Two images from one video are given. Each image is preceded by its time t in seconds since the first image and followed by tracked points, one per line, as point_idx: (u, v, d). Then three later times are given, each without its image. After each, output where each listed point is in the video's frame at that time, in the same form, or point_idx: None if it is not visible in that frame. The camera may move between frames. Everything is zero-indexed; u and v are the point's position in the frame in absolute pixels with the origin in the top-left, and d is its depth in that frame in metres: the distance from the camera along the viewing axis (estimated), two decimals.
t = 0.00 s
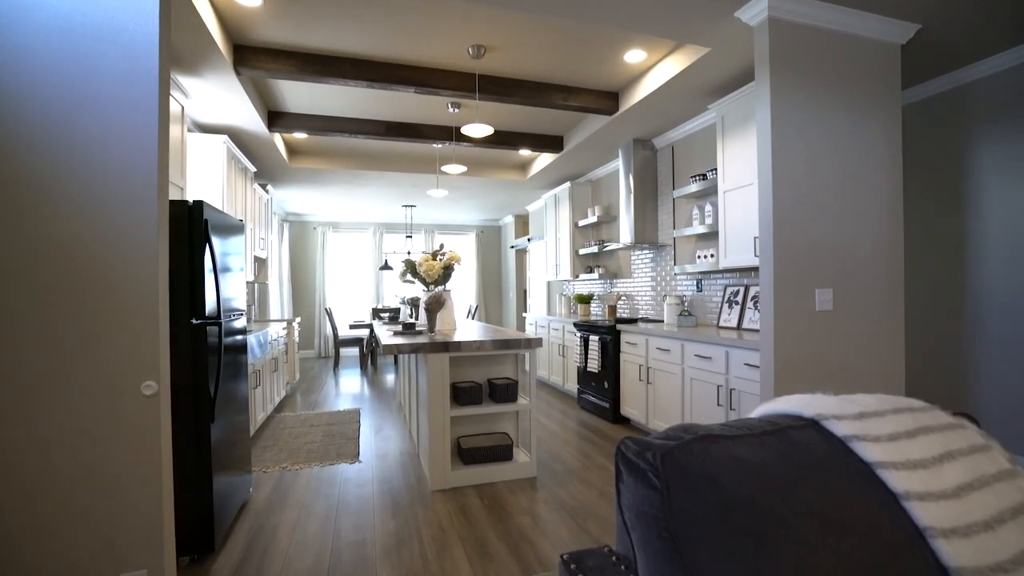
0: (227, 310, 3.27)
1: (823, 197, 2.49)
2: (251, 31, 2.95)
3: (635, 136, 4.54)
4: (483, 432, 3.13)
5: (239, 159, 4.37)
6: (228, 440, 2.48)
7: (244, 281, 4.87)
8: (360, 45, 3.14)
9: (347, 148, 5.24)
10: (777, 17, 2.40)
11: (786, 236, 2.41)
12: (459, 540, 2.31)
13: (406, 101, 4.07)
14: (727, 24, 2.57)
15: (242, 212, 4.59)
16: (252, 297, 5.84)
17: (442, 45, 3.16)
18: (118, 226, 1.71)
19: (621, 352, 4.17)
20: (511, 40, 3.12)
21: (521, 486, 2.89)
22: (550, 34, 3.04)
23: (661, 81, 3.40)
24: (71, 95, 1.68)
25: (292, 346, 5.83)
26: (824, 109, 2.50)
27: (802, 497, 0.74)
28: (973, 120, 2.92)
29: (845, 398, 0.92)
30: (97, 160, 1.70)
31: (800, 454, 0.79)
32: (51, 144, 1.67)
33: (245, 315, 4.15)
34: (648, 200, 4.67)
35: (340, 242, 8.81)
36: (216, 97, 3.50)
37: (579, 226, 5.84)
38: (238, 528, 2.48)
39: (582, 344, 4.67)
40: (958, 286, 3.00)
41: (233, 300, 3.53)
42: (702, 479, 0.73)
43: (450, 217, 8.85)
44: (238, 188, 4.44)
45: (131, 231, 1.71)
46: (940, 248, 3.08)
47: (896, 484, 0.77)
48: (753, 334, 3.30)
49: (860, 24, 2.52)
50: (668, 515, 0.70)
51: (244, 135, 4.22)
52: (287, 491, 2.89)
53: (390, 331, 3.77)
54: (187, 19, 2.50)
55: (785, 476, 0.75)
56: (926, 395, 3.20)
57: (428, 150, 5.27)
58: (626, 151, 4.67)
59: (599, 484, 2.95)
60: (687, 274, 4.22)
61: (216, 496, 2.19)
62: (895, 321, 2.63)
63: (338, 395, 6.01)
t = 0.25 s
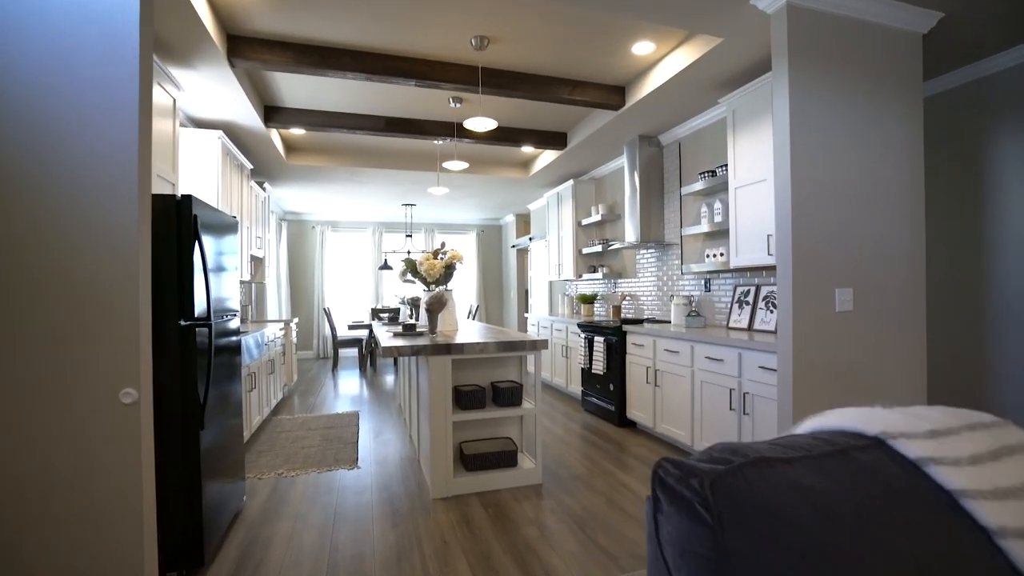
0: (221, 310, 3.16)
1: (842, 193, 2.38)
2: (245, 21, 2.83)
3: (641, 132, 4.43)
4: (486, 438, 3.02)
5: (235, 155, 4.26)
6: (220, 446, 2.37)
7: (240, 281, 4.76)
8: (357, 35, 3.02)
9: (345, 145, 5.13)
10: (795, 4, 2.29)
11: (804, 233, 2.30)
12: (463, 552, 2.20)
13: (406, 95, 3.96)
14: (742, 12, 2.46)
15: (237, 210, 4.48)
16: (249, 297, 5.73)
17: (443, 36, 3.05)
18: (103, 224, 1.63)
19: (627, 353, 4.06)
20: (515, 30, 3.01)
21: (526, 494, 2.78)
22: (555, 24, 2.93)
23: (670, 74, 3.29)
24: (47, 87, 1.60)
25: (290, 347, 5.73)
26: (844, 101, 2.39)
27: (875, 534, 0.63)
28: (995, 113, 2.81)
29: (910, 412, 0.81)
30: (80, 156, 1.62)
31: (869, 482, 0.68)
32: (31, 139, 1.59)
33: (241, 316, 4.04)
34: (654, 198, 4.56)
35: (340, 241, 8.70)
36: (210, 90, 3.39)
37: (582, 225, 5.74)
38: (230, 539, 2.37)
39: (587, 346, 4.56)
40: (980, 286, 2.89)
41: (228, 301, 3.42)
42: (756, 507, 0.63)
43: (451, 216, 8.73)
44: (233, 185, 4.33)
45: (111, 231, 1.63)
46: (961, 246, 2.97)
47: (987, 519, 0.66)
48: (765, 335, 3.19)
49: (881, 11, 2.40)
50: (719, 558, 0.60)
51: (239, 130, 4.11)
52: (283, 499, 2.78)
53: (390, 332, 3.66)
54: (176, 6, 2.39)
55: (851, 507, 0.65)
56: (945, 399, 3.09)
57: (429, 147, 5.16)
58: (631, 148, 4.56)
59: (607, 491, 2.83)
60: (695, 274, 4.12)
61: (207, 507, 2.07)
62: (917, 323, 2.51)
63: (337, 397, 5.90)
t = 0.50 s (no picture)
0: (215, 311, 3.04)
1: (866, 188, 2.26)
2: (239, 9, 2.71)
3: (648, 128, 4.32)
4: (490, 444, 2.91)
5: (230, 151, 4.14)
6: (212, 455, 2.25)
7: (236, 281, 4.64)
8: (356, 25, 2.91)
9: (344, 141, 5.01)
10: None
11: (826, 231, 2.19)
12: (467, 567, 2.09)
13: (407, 89, 3.85)
14: None
15: (233, 208, 4.36)
16: (245, 297, 5.61)
17: (445, 26, 2.93)
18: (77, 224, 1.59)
19: (634, 355, 3.95)
20: (520, 20, 2.89)
21: (532, 503, 2.66)
22: (562, 13, 2.81)
23: (680, 66, 3.18)
24: (27, 82, 1.57)
25: (288, 348, 5.61)
26: (868, 92, 2.27)
27: None
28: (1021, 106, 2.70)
29: (1005, 434, 0.70)
30: (64, 153, 1.59)
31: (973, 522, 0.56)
32: (13, 135, 1.56)
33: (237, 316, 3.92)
34: (661, 195, 4.44)
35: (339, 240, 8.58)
36: (203, 83, 3.28)
37: (586, 223, 5.62)
38: (222, 552, 2.25)
39: (592, 348, 4.44)
40: (1005, 286, 2.77)
41: (223, 301, 3.30)
42: (846, 555, 0.52)
43: (452, 215, 8.62)
44: (228, 182, 4.21)
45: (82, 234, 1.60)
46: (985, 244, 2.86)
47: None
48: (780, 337, 3.08)
49: None
50: None
51: (235, 125, 4.00)
52: (278, 508, 2.66)
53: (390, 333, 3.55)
54: None
55: (960, 549, 0.54)
56: (968, 404, 2.97)
57: (430, 144, 5.04)
58: (638, 144, 4.45)
59: (616, 500, 2.72)
60: (704, 273, 4.00)
61: (197, 520, 1.95)
62: (944, 325, 2.40)
63: (336, 399, 5.78)
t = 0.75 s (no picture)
0: (211, 311, 2.95)
1: (889, 183, 2.17)
2: None
3: (655, 124, 4.23)
4: (495, 449, 2.81)
5: (227, 148, 4.04)
6: (205, 461, 2.17)
7: (233, 280, 4.54)
8: (357, 16, 2.81)
9: (344, 138, 4.92)
10: None
11: (848, 228, 2.09)
12: None
13: (409, 84, 3.75)
14: None
15: (230, 205, 4.27)
16: (243, 296, 5.51)
17: (449, 17, 2.84)
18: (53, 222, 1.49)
19: (641, 357, 3.86)
20: (527, 11, 2.80)
21: (539, 511, 2.57)
22: (571, 4, 2.72)
23: (690, 59, 3.09)
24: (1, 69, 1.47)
25: (286, 349, 5.51)
26: (890, 83, 2.18)
27: None
28: None
29: None
30: (48, 143, 1.49)
31: None
32: None
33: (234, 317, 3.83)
34: (667, 193, 4.35)
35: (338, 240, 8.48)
36: (198, 77, 3.18)
37: (589, 222, 5.54)
38: (216, 563, 2.16)
39: (597, 349, 4.35)
40: None
41: (219, 301, 3.21)
42: None
43: (452, 214, 8.53)
44: (225, 179, 4.11)
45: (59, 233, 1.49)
46: (1006, 242, 2.77)
47: None
48: (792, 338, 2.99)
49: None
50: None
51: (232, 121, 3.90)
52: (275, 516, 2.57)
53: (390, 334, 3.46)
54: None
55: None
56: (988, 407, 2.88)
57: (431, 140, 4.95)
58: (644, 141, 4.36)
59: (626, 507, 2.62)
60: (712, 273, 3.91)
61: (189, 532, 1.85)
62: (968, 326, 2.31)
63: (335, 401, 5.68)
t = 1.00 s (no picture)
0: (206, 310, 2.84)
1: (919, 176, 2.06)
2: None
3: (664, 119, 4.11)
4: (501, 454, 2.70)
5: (224, 143, 3.93)
6: (198, 469, 2.05)
7: (230, 279, 4.42)
8: (358, 3, 2.70)
9: (344, 133, 4.81)
10: None
11: (877, 223, 1.98)
12: None
13: (411, 76, 3.64)
14: None
15: (227, 202, 4.15)
16: (240, 296, 5.40)
17: (454, 4, 2.72)
18: (27, 216, 1.39)
19: (650, 358, 3.75)
20: None
21: (548, 520, 2.45)
22: None
23: (703, 50, 2.98)
24: None
25: (285, 350, 5.39)
26: (921, 70, 2.07)
27: None
28: None
29: None
30: (19, 131, 1.39)
31: None
32: None
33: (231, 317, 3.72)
34: (676, 190, 4.24)
35: (337, 239, 8.36)
36: (193, 68, 3.07)
37: (594, 220, 5.43)
38: None
39: (604, 349, 4.24)
40: None
41: (215, 301, 3.10)
42: None
43: (453, 212, 8.43)
44: (222, 175, 3.99)
45: (36, 229, 1.39)
46: None
47: None
48: (811, 339, 2.88)
49: None
50: None
51: (228, 115, 3.79)
52: (272, 526, 2.45)
53: (392, 334, 3.35)
54: None
55: None
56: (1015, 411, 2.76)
57: (433, 136, 4.84)
58: (653, 136, 4.25)
59: (639, 515, 2.51)
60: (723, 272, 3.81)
61: (178, 547, 1.74)
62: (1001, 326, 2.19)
63: (334, 403, 5.57)
